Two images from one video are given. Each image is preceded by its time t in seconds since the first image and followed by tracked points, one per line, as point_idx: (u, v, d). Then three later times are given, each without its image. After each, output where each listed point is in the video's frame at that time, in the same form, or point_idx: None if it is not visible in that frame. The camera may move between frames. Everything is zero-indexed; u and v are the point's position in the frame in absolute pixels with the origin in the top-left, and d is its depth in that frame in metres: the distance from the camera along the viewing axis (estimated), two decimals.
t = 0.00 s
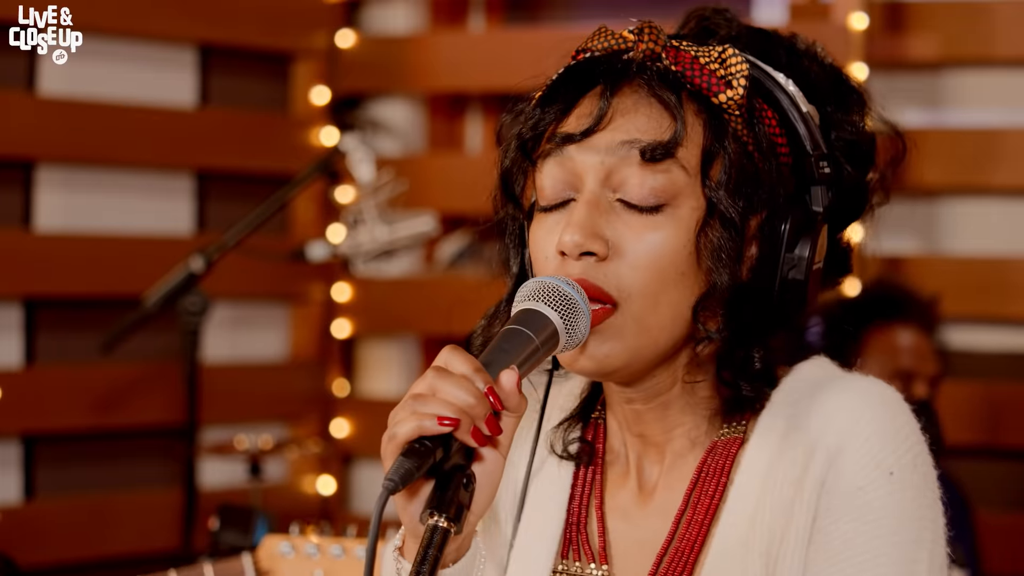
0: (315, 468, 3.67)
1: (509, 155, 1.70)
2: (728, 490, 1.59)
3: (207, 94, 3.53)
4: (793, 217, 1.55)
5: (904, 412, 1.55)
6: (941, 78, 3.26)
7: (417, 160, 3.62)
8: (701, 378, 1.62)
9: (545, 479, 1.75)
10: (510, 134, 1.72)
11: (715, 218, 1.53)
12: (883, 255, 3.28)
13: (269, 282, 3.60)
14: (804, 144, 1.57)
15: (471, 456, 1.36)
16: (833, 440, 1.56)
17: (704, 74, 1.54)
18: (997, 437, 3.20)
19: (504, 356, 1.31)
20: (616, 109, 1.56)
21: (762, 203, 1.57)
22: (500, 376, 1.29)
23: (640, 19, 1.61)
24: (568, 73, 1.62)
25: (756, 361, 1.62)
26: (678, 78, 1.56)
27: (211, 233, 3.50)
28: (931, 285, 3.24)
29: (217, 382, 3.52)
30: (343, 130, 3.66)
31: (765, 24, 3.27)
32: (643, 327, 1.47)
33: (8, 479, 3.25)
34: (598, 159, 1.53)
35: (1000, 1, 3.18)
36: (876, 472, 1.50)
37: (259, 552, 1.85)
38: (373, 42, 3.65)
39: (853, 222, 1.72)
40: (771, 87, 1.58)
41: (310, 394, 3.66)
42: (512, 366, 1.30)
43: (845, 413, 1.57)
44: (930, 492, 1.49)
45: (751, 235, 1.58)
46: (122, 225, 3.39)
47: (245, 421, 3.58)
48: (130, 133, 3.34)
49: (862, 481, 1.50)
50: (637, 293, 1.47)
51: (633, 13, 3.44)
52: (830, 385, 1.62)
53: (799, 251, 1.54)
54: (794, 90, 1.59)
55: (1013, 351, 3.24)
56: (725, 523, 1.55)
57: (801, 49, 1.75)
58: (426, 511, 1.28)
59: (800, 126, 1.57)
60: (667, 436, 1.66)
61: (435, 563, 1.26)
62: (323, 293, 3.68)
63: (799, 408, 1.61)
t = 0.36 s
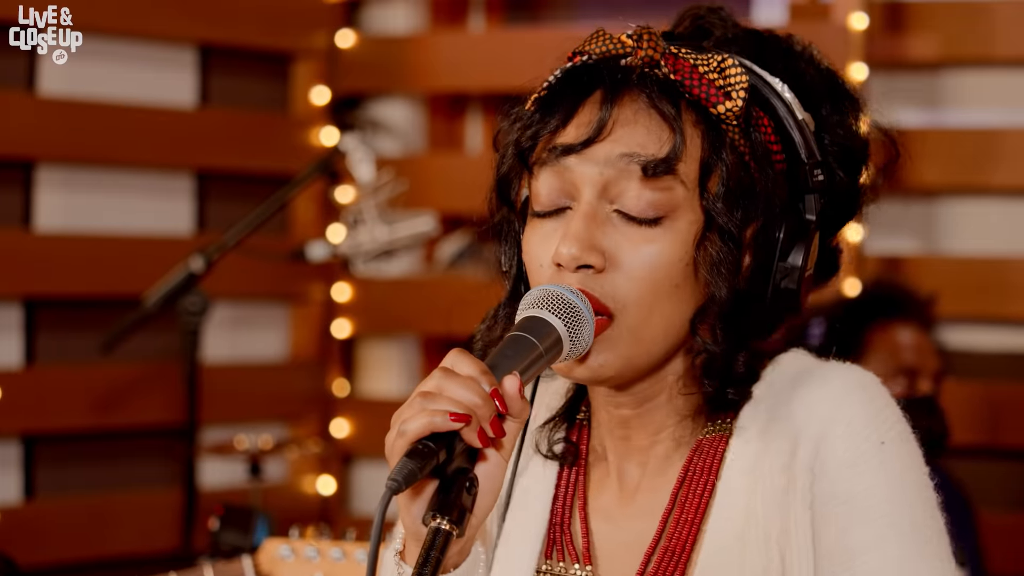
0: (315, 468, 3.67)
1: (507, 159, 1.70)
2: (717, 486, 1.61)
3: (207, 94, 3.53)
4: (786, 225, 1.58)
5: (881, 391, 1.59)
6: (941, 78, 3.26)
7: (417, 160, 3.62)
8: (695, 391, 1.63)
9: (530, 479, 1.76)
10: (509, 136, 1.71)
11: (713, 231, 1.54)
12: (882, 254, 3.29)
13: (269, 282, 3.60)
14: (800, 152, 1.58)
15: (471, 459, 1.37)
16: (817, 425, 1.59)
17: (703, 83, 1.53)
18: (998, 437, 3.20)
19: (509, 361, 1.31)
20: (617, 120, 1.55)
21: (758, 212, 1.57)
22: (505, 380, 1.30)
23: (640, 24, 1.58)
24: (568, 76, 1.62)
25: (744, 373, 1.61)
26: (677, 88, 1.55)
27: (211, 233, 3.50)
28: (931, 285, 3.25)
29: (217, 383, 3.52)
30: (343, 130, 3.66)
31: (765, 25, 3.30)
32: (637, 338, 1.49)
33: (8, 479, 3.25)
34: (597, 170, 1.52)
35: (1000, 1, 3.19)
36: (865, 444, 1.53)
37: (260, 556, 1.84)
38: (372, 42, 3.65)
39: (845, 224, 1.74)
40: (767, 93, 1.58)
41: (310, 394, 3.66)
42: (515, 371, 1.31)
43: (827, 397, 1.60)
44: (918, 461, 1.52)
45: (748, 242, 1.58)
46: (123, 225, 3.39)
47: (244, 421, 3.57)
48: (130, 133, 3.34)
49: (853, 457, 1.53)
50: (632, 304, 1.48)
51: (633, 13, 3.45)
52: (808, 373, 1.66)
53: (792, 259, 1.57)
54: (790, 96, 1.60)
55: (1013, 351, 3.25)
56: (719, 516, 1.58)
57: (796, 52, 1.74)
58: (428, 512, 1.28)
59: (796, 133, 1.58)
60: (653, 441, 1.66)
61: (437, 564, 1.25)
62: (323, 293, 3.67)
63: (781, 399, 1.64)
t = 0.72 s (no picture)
0: (315, 468, 3.67)
1: (508, 170, 1.70)
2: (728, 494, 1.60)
3: (207, 94, 3.53)
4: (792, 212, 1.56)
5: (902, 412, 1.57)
6: (941, 78, 3.26)
7: (417, 160, 3.62)
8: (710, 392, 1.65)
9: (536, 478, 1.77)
10: (509, 145, 1.70)
11: (716, 230, 1.54)
12: (882, 254, 3.29)
13: (269, 282, 3.60)
14: (800, 138, 1.55)
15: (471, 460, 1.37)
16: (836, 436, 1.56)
17: (697, 79, 1.52)
18: (998, 437, 3.20)
19: (508, 362, 1.31)
20: (614, 125, 1.54)
21: (761, 201, 1.56)
22: (500, 381, 1.29)
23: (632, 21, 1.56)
24: (565, 79, 1.62)
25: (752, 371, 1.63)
26: (673, 86, 1.55)
27: (211, 233, 3.50)
28: (931, 285, 3.24)
29: (218, 383, 3.52)
30: (343, 130, 3.66)
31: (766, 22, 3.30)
32: (646, 333, 1.49)
33: (8, 479, 3.25)
34: (596, 178, 1.52)
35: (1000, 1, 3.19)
36: (881, 463, 1.49)
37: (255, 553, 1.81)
38: (373, 42, 3.65)
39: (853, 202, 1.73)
40: (763, 81, 1.55)
41: (310, 394, 3.67)
42: (513, 372, 1.30)
43: (847, 411, 1.58)
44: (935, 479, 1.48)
45: (752, 235, 1.57)
46: (123, 225, 3.39)
47: (244, 421, 3.57)
48: (130, 133, 3.34)
49: (871, 469, 1.50)
50: (640, 303, 1.48)
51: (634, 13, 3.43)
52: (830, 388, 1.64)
53: (800, 246, 1.56)
54: (788, 82, 1.56)
55: (1013, 351, 3.24)
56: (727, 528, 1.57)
57: (791, 30, 1.73)
58: (427, 512, 1.28)
59: (797, 120, 1.55)
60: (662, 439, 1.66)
61: (435, 565, 1.25)
62: (323, 293, 3.68)
63: (800, 411, 1.63)
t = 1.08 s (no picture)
0: (315, 468, 3.66)
1: (507, 172, 1.72)
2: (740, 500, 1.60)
3: (208, 94, 3.53)
4: (792, 208, 1.55)
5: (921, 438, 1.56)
6: (941, 78, 3.26)
7: (417, 160, 3.62)
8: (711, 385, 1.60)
9: (544, 478, 1.77)
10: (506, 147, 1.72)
11: (710, 226, 1.53)
12: (883, 254, 3.29)
13: (269, 282, 3.60)
14: (801, 134, 1.53)
15: (469, 459, 1.37)
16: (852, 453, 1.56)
17: (691, 76, 1.53)
18: (998, 438, 3.20)
19: (507, 361, 1.31)
20: (605, 123, 1.54)
21: (759, 197, 1.57)
22: (500, 380, 1.29)
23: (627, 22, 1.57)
24: (562, 80, 1.62)
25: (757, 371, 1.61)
26: (668, 82, 1.55)
27: (211, 233, 3.50)
28: (930, 285, 3.24)
29: (218, 383, 3.52)
30: (344, 130, 3.67)
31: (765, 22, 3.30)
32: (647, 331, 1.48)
33: (8, 479, 3.25)
34: (589, 177, 1.52)
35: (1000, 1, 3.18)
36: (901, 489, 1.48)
37: (249, 533, 1.86)
38: (373, 42, 3.66)
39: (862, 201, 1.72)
40: (762, 78, 1.55)
41: (310, 394, 3.66)
42: (511, 371, 1.30)
43: (867, 431, 1.58)
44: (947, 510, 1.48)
45: (751, 231, 1.59)
46: (123, 225, 3.39)
47: (244, 421, 3.57)
48: (131, 133, 3.34)
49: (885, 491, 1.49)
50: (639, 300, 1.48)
51: (635, 12, 3.42)
52: (851, 410, 1.64)
53: (802, 241, 1.54)
54: (788, 79, 1.56)
55: (1014, 351, 3.24)
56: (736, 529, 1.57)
57: (796, 30, 1.73)
58: (426, 512, 1.28)
59: (796, 115, 1.53)
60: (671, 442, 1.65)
61: (435, 565, 1.25)
62: (323, 293, 3.68)
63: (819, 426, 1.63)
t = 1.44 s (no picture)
0: (315, 468, 3.67)
1: (500, 181, 1.72)
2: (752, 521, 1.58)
3: (208, 94, 3.53)
4: (788, 202, 1.53)
5: (932, 454, 1.53)
6: (941, 78, 3.26)
7: (417, 160, 3.62)
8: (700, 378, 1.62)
9: (548, 484, 1.78)
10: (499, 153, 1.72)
11: (702, 223, 1.52)
12: (883, 254, 3.29)
13: (269, 282, 3.61)
14: (793, 127, 1.52)
15: (470, 458, 1.37)
16: (865, 479, 1.54)
17: (678, 74, 1.52)
18: (998, 438, 3.19)
19: (507, 361, 1.31)
20: (594, 125, 1.55)
21: (752, 193, 1.56)
22: (500, 380, 1.29)
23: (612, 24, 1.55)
24: (550, 87, 1.62)
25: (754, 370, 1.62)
26: (655, 81, 1.54)
27: (211, 233, 3.50)
28: (930, 286, 3.24)
29: (218, 382, 3.52)
30: (344, 130, 3.67)
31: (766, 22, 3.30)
32: (646, 330, 1.50)
33: (8, 479, 3.25)
34: (582, 179, 1.52)
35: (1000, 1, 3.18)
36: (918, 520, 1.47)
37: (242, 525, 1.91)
38: (373, 42, 3.65)
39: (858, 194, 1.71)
40: (752, 73, 1.54)
41: (310, 394, 3.67)
42: (511, 372, 1.30)
43: (880, 453, 1.55)
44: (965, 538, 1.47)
45: (746, 226, 1.57)
46: (123, 225, 3.39)
47: (244, 421, 3.58)
48: (131, 133, 3.34)
49: (903, 526, 1.47)
50: (637, 299, 1.49)
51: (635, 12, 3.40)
52: (860, 423, 1.61)
53: (799, 234, 1.53)
54: (778, 74, 1.54)
55: (1013, 351, 3.24)
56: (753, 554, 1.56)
57: (784, 26, 1.74)
58: (426, 512, 1.28)
59: (787, 108, 1.52)
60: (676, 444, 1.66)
61: (435, 564, 1.25)
62: (323, 293, 3.68)
63: (829, 442, 1.60)
